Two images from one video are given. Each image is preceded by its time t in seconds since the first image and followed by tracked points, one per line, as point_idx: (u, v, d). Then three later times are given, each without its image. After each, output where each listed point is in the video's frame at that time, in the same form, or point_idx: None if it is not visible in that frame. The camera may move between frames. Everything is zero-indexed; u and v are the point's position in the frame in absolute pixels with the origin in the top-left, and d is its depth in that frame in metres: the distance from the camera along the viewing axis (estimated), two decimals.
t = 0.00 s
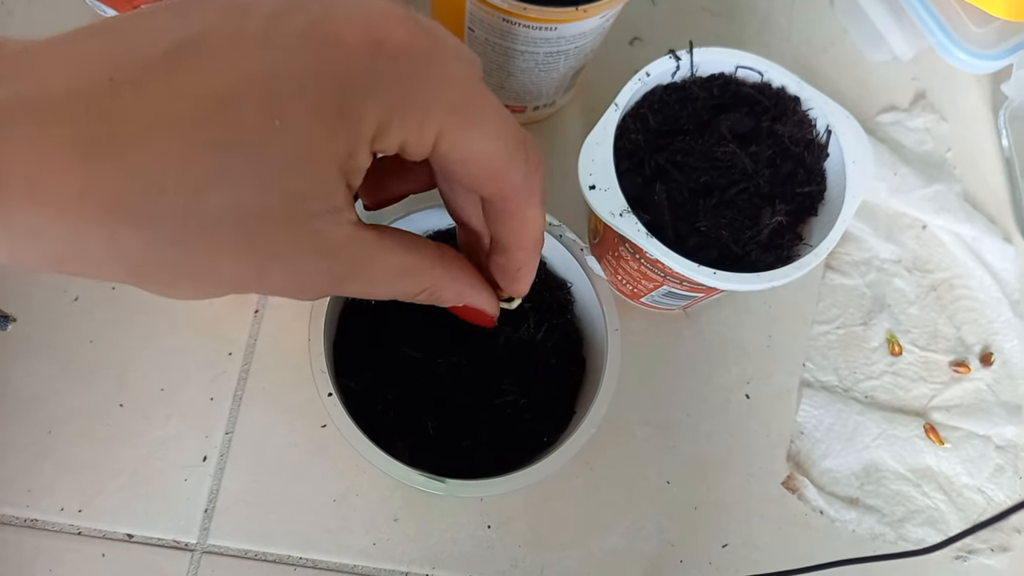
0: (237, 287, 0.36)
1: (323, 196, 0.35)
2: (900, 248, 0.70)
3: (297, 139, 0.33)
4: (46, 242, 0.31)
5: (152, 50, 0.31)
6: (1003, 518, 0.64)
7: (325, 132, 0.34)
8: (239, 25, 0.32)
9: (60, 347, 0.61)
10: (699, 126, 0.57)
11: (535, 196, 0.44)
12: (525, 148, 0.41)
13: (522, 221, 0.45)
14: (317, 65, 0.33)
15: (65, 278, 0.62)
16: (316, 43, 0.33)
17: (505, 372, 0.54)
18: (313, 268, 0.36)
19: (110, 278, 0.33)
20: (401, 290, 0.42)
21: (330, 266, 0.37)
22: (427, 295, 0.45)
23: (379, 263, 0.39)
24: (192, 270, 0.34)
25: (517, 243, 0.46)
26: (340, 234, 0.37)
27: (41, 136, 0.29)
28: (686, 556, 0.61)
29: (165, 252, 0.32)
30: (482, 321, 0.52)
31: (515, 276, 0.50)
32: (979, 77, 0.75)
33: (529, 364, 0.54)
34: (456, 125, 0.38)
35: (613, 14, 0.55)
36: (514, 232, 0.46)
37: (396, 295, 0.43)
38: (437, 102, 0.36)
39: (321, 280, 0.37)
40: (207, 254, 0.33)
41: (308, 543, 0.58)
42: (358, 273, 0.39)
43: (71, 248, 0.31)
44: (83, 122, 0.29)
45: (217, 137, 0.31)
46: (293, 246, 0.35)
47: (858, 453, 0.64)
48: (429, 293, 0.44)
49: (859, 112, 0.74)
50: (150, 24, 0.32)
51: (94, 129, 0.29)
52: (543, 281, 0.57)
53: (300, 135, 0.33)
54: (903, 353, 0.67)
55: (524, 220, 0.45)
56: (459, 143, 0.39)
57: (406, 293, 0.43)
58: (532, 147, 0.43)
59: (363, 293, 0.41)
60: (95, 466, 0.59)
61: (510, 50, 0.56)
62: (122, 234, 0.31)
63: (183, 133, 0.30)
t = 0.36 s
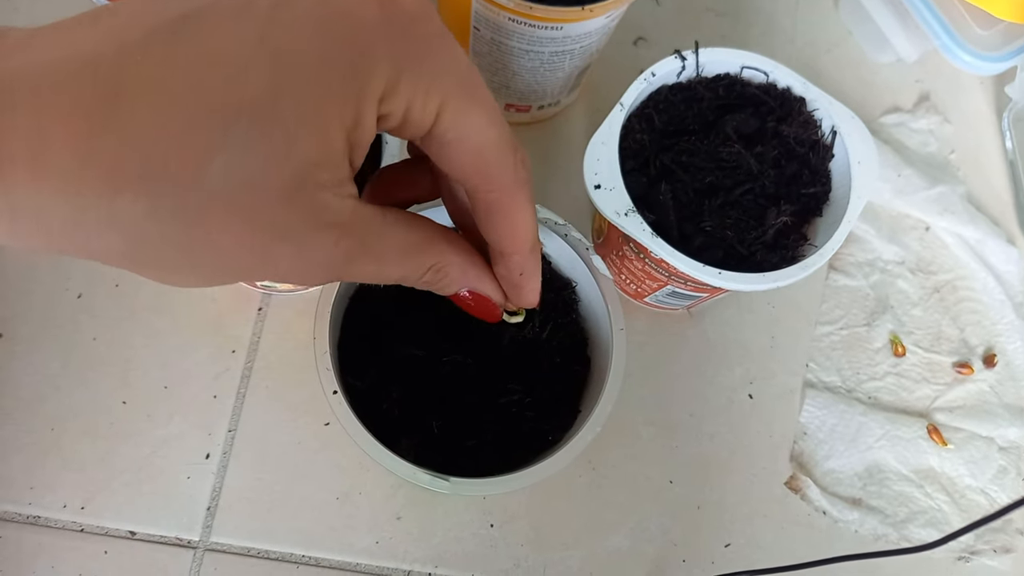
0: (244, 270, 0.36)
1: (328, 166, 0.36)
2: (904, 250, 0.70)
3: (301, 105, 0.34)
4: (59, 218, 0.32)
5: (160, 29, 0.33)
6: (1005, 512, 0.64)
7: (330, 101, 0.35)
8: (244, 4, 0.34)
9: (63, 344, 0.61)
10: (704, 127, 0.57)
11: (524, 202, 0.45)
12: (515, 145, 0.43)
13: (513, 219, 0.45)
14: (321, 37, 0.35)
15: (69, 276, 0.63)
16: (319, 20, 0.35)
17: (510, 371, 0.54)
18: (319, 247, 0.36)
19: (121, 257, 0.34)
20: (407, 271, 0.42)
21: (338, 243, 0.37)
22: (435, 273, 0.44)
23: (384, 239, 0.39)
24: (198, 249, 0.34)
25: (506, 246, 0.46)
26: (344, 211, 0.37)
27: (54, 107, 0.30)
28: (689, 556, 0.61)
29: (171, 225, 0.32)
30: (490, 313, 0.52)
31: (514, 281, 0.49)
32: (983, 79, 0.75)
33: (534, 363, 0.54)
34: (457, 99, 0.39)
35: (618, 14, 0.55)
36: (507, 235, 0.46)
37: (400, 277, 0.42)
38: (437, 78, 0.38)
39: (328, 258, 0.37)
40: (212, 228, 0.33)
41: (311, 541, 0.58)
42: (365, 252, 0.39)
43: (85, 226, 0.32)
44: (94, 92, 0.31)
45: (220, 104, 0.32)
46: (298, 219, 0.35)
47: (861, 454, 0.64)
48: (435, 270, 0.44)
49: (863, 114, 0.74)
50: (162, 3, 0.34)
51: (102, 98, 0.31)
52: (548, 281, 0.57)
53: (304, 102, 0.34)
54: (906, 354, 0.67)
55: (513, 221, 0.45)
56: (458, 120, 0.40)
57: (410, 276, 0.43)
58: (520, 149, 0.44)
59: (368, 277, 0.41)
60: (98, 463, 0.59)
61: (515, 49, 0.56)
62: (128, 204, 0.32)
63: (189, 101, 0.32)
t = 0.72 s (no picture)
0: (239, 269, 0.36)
1: (325, 158, 0.36)
2: (904, 247, 0.69)
3: (299, 94, 0.34)
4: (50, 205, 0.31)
5: (157, 12, 0.32)
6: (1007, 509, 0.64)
7: (328, 88, 0.35)
8: None
9: (60, 340, 0.61)
10: (703, 122, 0.57)
11: (524, 186, 0.44)
12: (516, 131, 0.43)
13: (510, 218, 0.45)
14: (321, 24, 0.35)
15: (66, 272, 0.62)
16: (318, 8, 0.35)
17: (509, 368, 0.54)
18: (315, 258, 0.37)
19: (111, 245, 0.33)
20: (408, 292, 0.42)
21: (332, 249, 0.37)
22: (438, 297, 0.44)
23: (382, 254, 0.39)
24: (192, 240, 0.33)
25: (504, 243, 0.46)
26: (341, 204, 0.37)
27: (49, 85, 0.29)
28: (688, 554, 0.61)
29: (167, 212, 0.32)
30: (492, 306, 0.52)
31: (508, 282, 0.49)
32: (983, 75, 0.75)
33: (533, 360, 0.54)
34: (455, 82, 0.40)
35: (618, 9, 0.55)
36: (504, 230, 0.46)
37: (401, 300, 0.43)
38: (435, 61, 0.39)
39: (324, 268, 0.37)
40: (209, 219, 0.33)
41: (309, 538, 0.58)
42: (364, 271, 0.39)
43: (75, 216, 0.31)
44: (91, 71, 0.30)
45: (220, 87, 0.32)
46: (294, 215, 0.35)
47: (860, 451, 0.64)
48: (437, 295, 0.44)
49: (862, 110, 0.73)
50: None
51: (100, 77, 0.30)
52: (547, 277, 0.56)
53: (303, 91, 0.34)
54: (905, 352, 0.67)
55: (511, 210, 0.45)
56: (456, 104, 0.40)
57: (411, 300, 0.43)
58: (522, 137, 0.44)
59: (368, 296, 0.41)
60: (96, 461, 0.58)
61: (514, 45, 0.56)
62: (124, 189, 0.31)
63: (189, 83, 0.31)
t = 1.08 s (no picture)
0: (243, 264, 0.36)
1: (333, 153, 0.36)
2: (906, 250, 0.69)
3: (308, 89, 0.34)
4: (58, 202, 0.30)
5: (164, 8, 0.32)
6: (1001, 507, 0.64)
7: (337, 84, 0.35)
8: None
9: (64, 340, 0.61)
10: (708, 125, 0.57)
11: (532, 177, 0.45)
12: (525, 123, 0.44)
13: (514, 214, 0.46)
14: (327, 20, 0.35)
15: (71, 272, 0.62)
16: (325, 4, 0.35)
17: (513, 369, 0.54)
18: (319, 257, 0.37)
19: (117, 243, 0.33)
20: (411, 295, 0.42)
21: (335, 248, 0.37)
22: (436, 303, 0.45)
23: (387, 255, 0.40)
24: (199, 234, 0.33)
25: (506, 241, 0.47)
26: (347, 201, 0.37)
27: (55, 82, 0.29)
28: (690, 556, 0.61)
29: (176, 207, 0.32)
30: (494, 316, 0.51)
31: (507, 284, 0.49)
32: (985, 79, 0.75)
33: (537, 361, 0.54)
34: (466, 75, 0.40)
35: (622, 12, 0.55)
36: (508, 227, 0.46)
37: (403, 303, 0.43)
38: (446, 53, 0.39)
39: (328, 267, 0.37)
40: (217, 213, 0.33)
41: (311, 538, 0.58)
42: (367, 272, 0.39)
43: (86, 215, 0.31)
44: (96, 66, 0.30)
45: (227, 82, 0.32)
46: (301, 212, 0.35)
47: (863, 454, 0.64)
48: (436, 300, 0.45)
49: (865, 114, 0.73)
50: None
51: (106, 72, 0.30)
52: (551, 278, 0.56)
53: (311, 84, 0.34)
54: (908, 355, 0.67)
55: (516, 204, 0.46)
56: (468, 96, 0.41)
57: (412, 302, 0.43)
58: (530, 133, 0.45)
59: (369, 297, 0.41)
60: (99, 461, 0.58)
61: (519, 46, 0.56)
62: (132, 185, 0.31)
63: (194, 78, 0.31)
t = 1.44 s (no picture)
0: (248, 226, 0.35)
1: (339, 109, 0.36)
2: (908, 249, 0.69)
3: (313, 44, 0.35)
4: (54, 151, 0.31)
5: None
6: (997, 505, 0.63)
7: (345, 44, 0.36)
8: None
9: (64, 337, 0.61)
10: (710, 123, 0.57)
11: (531, 146, 0.48)
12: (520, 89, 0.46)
13: (516, 187, 0.48)
14: None
15: (71, 269, 0.62)
16: None
17: (514, 366, 0.53)
18: (325, 218, 0.35)
19: (117, 200, 0.33)
20: (421, 270, 0.40)
21: (344, 215, 0.36)
22: (447, 285, 0.43)
23: (397, 223, 0.38)
24: (197, 186, 0.33)
25: (510, 222, 0.48)
26: (353, 160, 0.36)
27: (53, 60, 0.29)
28: (691, 555, 0.60)
29: (176, 151, 0.32)
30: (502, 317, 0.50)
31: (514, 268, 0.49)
32: (988, 78, 0.75)
33: (539, 358, 0.54)
34: (472, 33, 0.42)
35: (623, 9, 0.55)
36: (511, 204, 0.48)
37: (413, 282, 0.41)
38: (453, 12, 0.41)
39: (335, 231, 0.36)
40: (217, 159, 0.33)
41: (311, 537, 0.58)
42: (376, 240, 0.37)
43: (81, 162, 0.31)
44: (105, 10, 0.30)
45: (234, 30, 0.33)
46: (305, 166, 0.34)
47: (864, 454, 0.64)
48: (448, 280, 0.42)
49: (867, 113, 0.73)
50: None
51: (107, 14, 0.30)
52: (553, 276, 0.56)
53: (319, 39, 0.35)
54: (910, 354, 0.67)
55: (519, 175, 0.48)
56: (472, 54, 0.43)
57: (423, 281, 0.41)
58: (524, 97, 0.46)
59: (379, 273, 0.39)
60: (99, 458, 0.58)
61: (520, 44, 0.56)
62: (128, 122, 0.31)
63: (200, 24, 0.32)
